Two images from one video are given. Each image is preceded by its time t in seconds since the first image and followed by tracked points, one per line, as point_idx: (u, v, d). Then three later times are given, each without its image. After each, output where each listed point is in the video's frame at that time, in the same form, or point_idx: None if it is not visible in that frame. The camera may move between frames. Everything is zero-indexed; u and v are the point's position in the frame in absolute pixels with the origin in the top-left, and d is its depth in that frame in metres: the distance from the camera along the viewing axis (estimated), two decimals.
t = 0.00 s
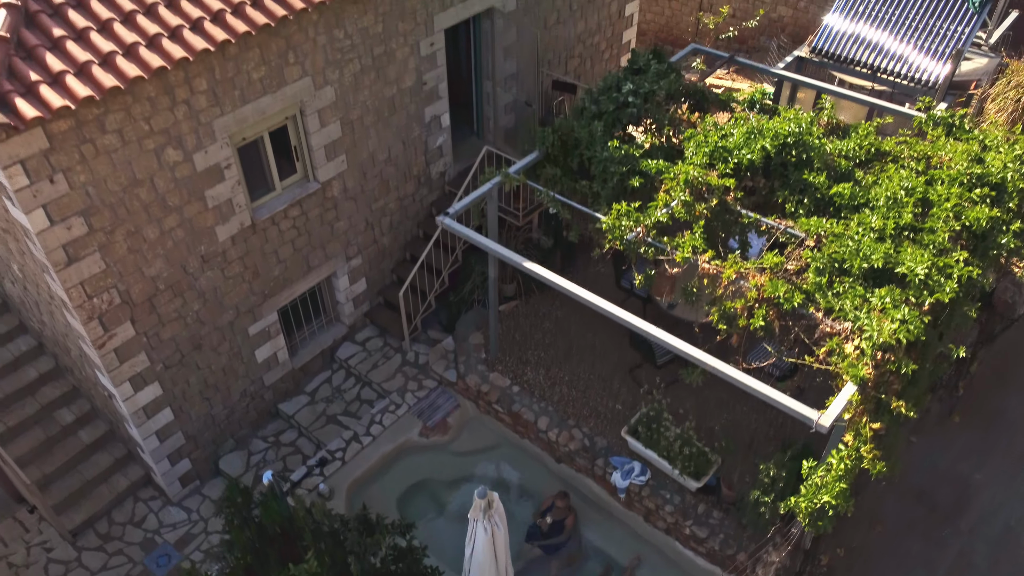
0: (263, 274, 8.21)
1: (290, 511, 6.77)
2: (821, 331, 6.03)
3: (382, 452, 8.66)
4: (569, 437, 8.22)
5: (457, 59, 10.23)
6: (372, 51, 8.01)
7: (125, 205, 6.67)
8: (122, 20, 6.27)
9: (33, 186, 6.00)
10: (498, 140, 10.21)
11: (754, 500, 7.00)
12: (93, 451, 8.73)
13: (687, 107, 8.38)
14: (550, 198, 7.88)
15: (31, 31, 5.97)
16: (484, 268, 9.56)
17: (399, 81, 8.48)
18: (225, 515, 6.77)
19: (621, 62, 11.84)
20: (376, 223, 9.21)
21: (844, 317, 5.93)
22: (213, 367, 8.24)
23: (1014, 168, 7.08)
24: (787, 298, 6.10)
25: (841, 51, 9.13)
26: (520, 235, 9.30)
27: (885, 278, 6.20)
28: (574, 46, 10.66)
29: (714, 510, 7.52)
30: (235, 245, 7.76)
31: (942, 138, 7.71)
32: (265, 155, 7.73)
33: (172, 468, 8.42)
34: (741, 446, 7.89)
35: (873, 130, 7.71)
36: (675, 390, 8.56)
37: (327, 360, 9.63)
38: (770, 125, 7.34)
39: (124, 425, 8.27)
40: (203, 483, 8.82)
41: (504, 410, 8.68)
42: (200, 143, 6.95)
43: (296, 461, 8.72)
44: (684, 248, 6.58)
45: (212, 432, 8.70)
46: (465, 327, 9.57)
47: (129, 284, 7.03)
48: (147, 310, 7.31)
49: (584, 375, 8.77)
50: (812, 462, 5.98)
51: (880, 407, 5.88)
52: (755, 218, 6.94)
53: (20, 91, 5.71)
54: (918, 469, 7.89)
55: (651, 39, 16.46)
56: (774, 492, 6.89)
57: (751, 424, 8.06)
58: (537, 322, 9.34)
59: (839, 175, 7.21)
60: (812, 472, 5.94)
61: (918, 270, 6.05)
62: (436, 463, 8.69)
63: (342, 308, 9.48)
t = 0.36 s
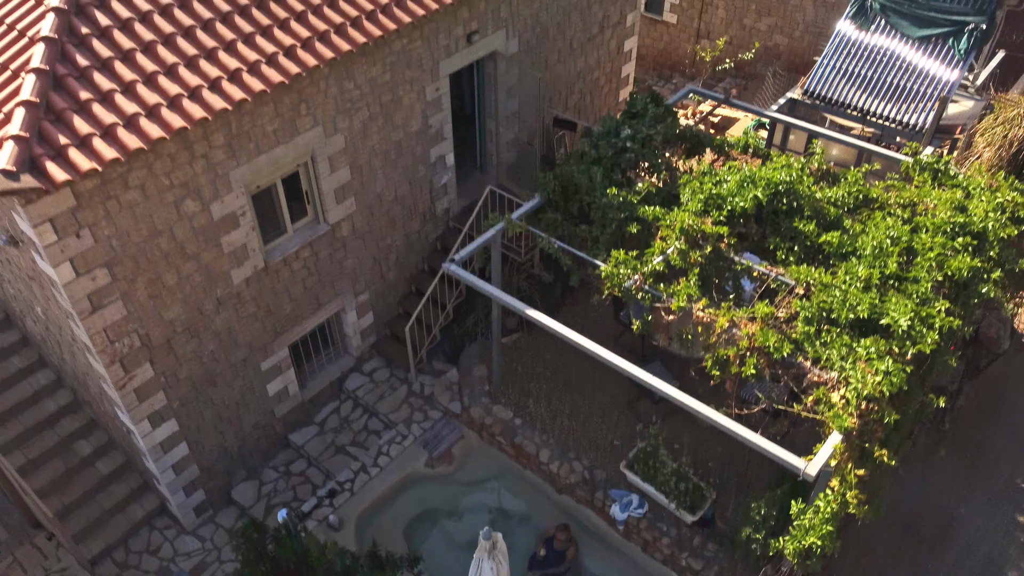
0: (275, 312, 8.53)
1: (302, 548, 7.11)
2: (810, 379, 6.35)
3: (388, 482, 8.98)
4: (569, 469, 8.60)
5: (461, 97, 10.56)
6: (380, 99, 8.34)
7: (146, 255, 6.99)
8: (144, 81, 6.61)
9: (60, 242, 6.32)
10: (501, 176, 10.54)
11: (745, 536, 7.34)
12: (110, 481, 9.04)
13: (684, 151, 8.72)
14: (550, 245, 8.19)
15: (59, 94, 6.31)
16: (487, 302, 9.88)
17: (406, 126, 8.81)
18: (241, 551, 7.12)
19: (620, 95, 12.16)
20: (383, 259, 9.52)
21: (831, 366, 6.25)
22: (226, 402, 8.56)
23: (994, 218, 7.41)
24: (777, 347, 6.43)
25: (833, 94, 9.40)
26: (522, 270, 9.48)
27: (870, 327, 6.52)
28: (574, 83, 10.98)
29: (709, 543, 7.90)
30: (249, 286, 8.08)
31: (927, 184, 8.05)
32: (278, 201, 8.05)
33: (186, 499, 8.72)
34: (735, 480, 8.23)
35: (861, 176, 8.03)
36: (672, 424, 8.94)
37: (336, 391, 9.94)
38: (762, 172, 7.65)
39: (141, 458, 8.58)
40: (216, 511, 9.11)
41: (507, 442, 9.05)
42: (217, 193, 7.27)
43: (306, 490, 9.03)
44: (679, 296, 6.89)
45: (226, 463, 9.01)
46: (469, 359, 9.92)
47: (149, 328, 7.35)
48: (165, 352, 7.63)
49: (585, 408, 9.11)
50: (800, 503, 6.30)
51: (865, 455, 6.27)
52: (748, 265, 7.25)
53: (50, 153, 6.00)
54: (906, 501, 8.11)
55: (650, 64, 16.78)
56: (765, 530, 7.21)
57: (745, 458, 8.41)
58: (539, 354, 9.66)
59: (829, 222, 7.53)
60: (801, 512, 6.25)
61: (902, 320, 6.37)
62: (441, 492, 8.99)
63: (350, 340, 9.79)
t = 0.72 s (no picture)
0: (285, 352, 8.87)
1: None
2: (795, 428, 6.69)
3: (393, 514, 9.31)
4: (568, 503, 9.04)
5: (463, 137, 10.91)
6: (387, 148, 8.70)
7: (164, 305, 7.33)
8: (164, 142, 6.96)
9: (85, 297, 6.67)
10: (502, 213, 10.88)
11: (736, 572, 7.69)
12: (125, 513, 9.36)
13: (678, 195, 9.07)
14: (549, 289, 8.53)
15: (84, 158, 6.65)
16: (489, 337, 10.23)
17: (411, 172, 9.17)
18: None
19: (617, 130, 12.51)
20: (389, 297, 9.87)
21: (816, 417, 6.60)
22: (238, 439, 8.91)
23: (973, 267, 7.75)
24: (764, 397, 6.77)
25: (823, 139, 9.66)
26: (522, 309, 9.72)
27: (853, 378, 6.86)
28: (572, 122, 11.34)
29: None
30: (261, 329, 8.42)
31: (910, 231, 8.40)
32: (288, 247, 8.40)
33: (199, 531, 9.05)
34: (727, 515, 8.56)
35: (848, 223, 8.37)
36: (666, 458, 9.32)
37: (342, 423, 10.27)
38: (753, 221, 7.99)
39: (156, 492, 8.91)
40: (228, 542, 9.38)
41: (508, 476, 9.47)
42: (232, 245, 7.63)
43: (314, 522, 9.33)
44: (672, 345, 7.23)
45: (237, 496, 9.33)
46: (472, 393, 10.26)
47: (166, 373, 7.70)
48: (181, 394, 7.97)
49: (583, 442, 9.52)
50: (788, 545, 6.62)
51: (847, 501, 6.55)
52: (738, 313, 7.60)
53: (76, 217, 6.33)
54: (892, 536, 8.42)
55: (648, 91, 17.14)
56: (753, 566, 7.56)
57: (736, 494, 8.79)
58: (539, 389, 9.98)
59: (816, 271, 7.87)
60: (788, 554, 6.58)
61: (883, 372, 6.71)
62: (444, 524, 9.29)
63: (356, 375, 10.13)
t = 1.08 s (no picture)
0: (290, 390, 9.21)
1: None
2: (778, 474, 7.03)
3: (394, 547, 9.62)
4: (563, 537, 9.33)
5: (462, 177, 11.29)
6: (388, 196, 9.06)
7: (175, 353, 7.67)
8: (176, 200, 7.33)
9: (101, 349, 7.00)
10: (499, 251, 11.24)
11: None
12: (135, 545, 9.67)
13: (668, 239, 9.45)
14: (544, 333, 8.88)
15: (101, 217, 7.00)
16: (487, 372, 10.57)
17: (411, 217, 9.54)
18: None
19: (612, 167, 12.87)
20: (390, 335, 10.22)
21: (796, 464, 6.95)
22: (245, 474, 9.24)
23: (949, 314, 8.11)
24: (747, 445, 7.12)
25: (809, 183, 10.00)
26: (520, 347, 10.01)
27: (832, 425, 7.21)
28: (568, 162, 11.71)
29: None
30: (266, 371, 8.76)
31: (891, 277, 8.76)
32: (294, 292, 8.74)
33: (206, 564, 9.36)
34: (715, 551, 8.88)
35: (831, 269, 8.73)
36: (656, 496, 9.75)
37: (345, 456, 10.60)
38: (739, 269, 8.35)
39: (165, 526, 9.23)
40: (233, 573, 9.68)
41: (504, 509, 9.78)
42: (240, 293, 7.97)
43: (317, 554, 9.65)
44: (661, 392, 7.58)
45: (243, 528, 9.65)
46: (469, 429, 10.67)
47: (177, 415, 8.04)
48: (190, 435, 8.30)
49: (577, 478, 9.95)
50: None
51: (825, 546, 6.91)
52: (724, 359, 7.95)
53: (94, 276, 6.68)
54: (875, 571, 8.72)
55: (643, 119, 17.54)
56: None
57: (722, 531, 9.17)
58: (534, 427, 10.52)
59: (798, 318, 8.22)
60: None
61: (860, 421, 7.05)
62: (443, 556, 9.63)
63: (358, 409, 10.47)
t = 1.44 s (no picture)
0: (295, 427, 9.53)
1: None
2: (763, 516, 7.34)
3: None
4: (558, 568, 9.69)
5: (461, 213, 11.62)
6: (390, 240, 9.41)
7: (186, 396, 8.00)
8: (188, 252, 7.67)
9: (115, 397, 7.32)
10: (497, 286, 11.58)
11: None
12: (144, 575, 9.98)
13: (660, 279, 9.79)
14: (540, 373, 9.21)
15: (116, 270, 7.33)
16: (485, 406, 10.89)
17: (412, 258, 9.88)
18: None
19: (608, 201, 13.22)
20: (391, 370, 10.54)
21: (779, 507, 7.28)
22: (251, 508, 9.55)
23: (929, 358, 8.44)
24: (733, 488, 7.45)
25: (797, 224, 10.35)
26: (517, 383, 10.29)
27: (815, 468, 7.54)
28: (564, 198, 12.05)
29: None
30: (272, 409, 9.09)
31: (874, 319, 9.10)
32: (299, 334, 9.07)
33: None
34: None
35: (816, 312, 9.07)
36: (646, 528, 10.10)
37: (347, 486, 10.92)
38: (727, 313, 8.69)
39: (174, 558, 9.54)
40: None
41: (502, 540, 10.11)
42: (248, 338, 8.31)
43: None
44: (651, 434, 7.90)
45: (248, 559, 9.96)
46: (468, 460, 10.96)
47: (187, 455, 8.36)
48: (199, 473, 8.63)
49: (572, 509, 10.20)
50: None
51: None
52: (712, 401, 8.28)
53: (110, 328, 7.00)
54: None
55: (639, 146, 17.93)
56: None
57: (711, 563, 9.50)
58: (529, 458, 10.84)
59: (784, 360, 8.56)
60: None
61: (841, 465, 7.38)
62: None
63: (360, 442, 10.79)
